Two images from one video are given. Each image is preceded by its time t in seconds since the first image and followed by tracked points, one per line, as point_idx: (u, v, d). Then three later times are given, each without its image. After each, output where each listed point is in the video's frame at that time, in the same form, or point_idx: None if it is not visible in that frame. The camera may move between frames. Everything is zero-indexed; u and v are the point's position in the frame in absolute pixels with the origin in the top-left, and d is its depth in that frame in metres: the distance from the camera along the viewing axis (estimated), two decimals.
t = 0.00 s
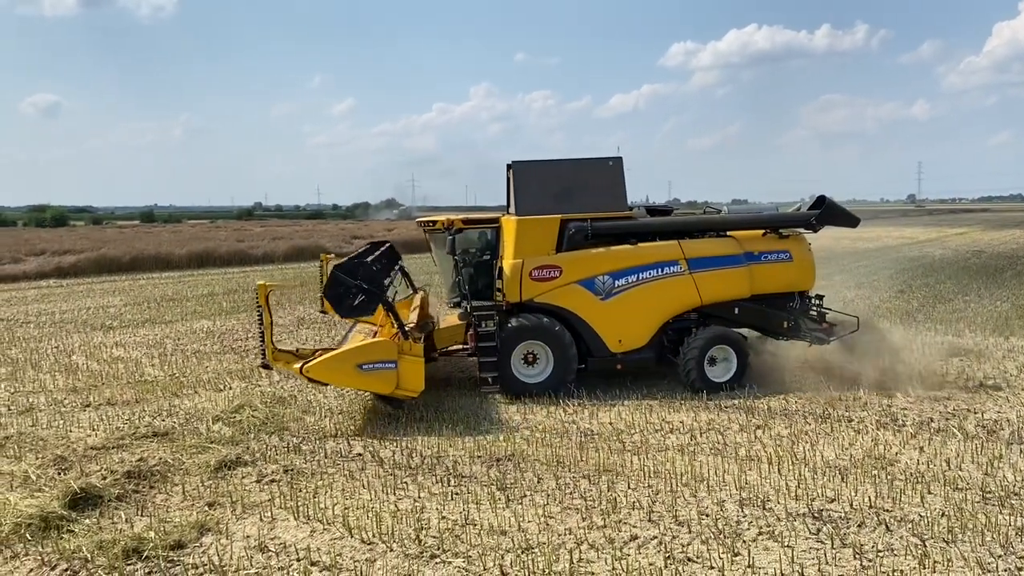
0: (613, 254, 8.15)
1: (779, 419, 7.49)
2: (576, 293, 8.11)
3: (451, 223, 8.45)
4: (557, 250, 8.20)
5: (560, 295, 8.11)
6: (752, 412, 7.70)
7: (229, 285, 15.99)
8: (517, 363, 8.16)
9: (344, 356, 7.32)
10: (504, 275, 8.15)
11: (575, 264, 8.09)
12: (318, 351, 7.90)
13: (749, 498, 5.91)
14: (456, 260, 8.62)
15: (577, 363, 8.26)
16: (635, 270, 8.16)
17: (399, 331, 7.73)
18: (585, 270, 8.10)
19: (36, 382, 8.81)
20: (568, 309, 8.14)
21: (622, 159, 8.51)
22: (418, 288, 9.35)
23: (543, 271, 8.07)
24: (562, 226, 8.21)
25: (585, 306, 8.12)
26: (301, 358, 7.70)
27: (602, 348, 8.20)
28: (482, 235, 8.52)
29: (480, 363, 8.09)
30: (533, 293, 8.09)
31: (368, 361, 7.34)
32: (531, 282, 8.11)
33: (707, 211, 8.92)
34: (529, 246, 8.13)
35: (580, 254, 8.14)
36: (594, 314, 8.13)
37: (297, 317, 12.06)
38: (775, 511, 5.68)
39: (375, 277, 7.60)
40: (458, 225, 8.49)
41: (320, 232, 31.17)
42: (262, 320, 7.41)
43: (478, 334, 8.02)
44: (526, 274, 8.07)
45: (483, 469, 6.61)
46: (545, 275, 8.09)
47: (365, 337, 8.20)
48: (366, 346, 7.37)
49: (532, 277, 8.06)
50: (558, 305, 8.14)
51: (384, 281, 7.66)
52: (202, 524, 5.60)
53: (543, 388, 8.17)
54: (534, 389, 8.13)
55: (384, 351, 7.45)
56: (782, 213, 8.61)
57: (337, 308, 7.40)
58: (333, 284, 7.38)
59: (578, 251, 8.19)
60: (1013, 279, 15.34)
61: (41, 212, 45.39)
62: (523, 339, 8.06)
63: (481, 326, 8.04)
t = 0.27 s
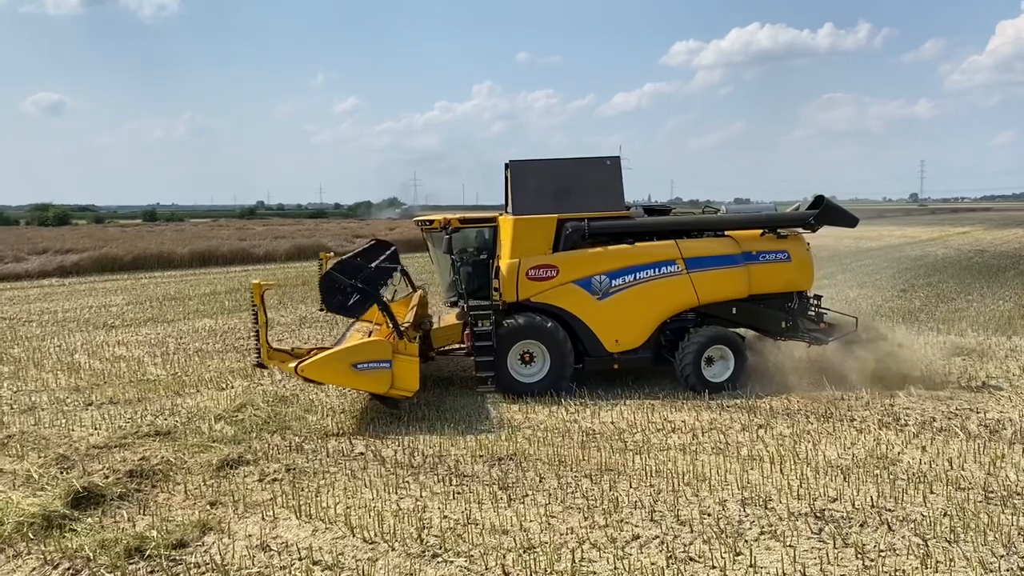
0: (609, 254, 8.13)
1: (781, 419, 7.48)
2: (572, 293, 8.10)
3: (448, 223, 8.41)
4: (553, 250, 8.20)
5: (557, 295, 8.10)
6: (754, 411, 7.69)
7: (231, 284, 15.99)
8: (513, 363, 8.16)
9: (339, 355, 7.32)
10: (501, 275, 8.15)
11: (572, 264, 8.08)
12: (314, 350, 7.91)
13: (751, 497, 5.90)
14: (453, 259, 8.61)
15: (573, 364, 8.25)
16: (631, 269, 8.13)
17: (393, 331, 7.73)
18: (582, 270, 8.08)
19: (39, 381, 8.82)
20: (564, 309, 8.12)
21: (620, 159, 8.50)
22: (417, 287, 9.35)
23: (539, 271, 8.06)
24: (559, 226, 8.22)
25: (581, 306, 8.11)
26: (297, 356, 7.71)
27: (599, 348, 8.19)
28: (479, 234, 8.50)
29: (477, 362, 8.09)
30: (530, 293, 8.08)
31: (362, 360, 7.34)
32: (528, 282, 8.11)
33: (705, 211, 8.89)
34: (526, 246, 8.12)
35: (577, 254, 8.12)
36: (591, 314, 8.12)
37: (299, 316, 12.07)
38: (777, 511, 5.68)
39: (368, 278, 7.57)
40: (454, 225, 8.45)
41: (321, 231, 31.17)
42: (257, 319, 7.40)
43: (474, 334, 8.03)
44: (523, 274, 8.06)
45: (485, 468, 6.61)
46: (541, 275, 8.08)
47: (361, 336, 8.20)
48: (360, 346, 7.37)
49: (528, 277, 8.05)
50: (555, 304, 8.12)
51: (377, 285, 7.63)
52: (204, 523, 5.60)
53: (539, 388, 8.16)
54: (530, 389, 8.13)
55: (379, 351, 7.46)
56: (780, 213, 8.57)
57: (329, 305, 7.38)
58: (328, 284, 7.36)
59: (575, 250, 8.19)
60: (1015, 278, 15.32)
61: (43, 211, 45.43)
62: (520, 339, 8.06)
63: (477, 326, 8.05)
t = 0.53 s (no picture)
0: (608, 254, 8.12)
1: (782, 419, 7.47)
2: (571, 293, 8.09)
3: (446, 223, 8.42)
4: (552, 249, 8.19)
5: (555, 295, 8.09)
6: (755, 411, 7.68)
7: (231, 284, 15.99)
8: (511, 363, 8.15)
9: (337, 354, 7.32)
10: (499, 274, 8.15)
11: (570, 264, 8.08)
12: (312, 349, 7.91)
13: (752, 497, 5.90)
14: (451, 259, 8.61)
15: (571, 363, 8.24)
16: (629, 269, 8.13)
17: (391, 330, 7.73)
18: (580, 270, 8.08)
19: (39, 380, 8.82)
20: (563, 309, 8.12)
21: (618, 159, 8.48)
22: (416, 286, 9.35)
23: (538, 271, 8.05)
24: (557, 226, 8.22)
25: (579, 306, 8.10)
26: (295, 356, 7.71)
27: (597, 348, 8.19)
28: (477, 233, 8.49)
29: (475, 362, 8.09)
30: (528, 293, 8.08)
31: (359, 360, 7.34)
32: (526, 282, 8.10)
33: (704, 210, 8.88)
34: (524, 246, 8.12)
35: (575, 254, 8.11)
36: (589, 314, 8.11)
37: (300, 315, 12.06)
38: (778, 511, 5.67)
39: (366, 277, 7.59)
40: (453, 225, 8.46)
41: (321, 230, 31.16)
42: (255, 318, 7.39)
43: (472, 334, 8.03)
44: (521, 273, 8.06)
45: (486, 468, 6.60)
46: (539, 274, 8.07)
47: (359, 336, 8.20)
48: (357, 345, 7.37)
49: (527, 277, 8.05)
50: (553, 304, 8.12)
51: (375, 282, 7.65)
52: (204, 522, 5.60)
53: (538, 388, 8.16)
54: (528, 389, 8.13)
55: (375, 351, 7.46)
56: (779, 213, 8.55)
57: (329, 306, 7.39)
58: (324, 285, 7.36)
59: (573, 250, 8.18)
60: (1016, 278, 15.31)
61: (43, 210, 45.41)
62: (518, 339, 8.06)
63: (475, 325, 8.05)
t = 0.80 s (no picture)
0: (607, 254, 8.12)
1: (781, 419, 7.48)
2: (570, 293, 8.10)
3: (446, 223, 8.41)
4: (551, 249, 8.19)
5: (554, 295, 8.10)
6: (754, 411, 7.69)
7: (231, 283, 16.00)
8: (511, 363, 8.15)
9: (335, 353, 7.32)
10: (499, 274, 8.15)
11: (569, 264, 8.08)
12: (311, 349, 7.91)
13: (752, 497, 5.90)
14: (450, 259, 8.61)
15: (570, 363, 8.25)
16: (629, 269, 8.13)
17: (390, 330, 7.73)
18: (579, 270, 8.08)
19: (39, 379, 8.82)
20: (562, 309, 8.12)
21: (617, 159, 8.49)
22: (416, 286, 9.35)
23: (537, 271, 8.06)
24: (556, 226, 8.22)
25: (579, 306, 8.11)
26: (294, 356, 7.71)
27: (596, 348, 8.19)
28: (476, 233, 8.50)
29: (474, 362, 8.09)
30: (527, 292, 8.08)
31: (358, 360, 7.34)
32: (525, 282, 8.11)
33: (703, 211, 8.88)
34: (524, 246, 8.12)
35: (574, 254, 8.12)
36: (588, 314, 8.11)
37: (299, 315, 12.07)
38: (777, 511, 5.68)
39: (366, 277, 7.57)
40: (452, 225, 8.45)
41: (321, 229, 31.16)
42: (253, 317, 7.39)
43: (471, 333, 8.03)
44: (521, 273, 8.06)
45: (486, 468, 6.60)
46: (538, 274, 8.08)
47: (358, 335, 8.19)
48: (356, 345, 7.37)
49: (526, 277, 8.05)
50: (553, 304, 8.13)
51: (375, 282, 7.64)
52: (204, 522, 5.60)
53: (537, 387, 8.16)
54: (528, 389, 8.13)
55: (374, 350, 7.45)
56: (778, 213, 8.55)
57: (328, 305, 7.36)
58: (324, 284, 7.34)
59: (572, 250, 8.19)
60: (1016, 278, 15.31)
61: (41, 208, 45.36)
62: (517, 339, 8.06)
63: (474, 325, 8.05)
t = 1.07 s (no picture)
0: (606, 255, 8.13)
1: (779, 420, 7.49)
2: (568, 293, 8.10)
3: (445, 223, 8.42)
4: (550, 250, 8.20)
5: (552, 295, 8.10)
6: (752, 412, 7.70)
7: (229, 283, 16.00)
8: (509, 364, 8.15)
9: (333, 354, 7.32)
10: (497, 274, 8.16)
11: (568, 264, 8.08)
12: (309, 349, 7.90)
13: (750, 498, 5.91)
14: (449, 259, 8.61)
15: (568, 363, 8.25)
16: (627, 270, 8.14)
17: (389, 330, 7.73)
18: (578, 271, 8.08)
19: (36, 379, 8.81)
20: (560, 309, 8.12)
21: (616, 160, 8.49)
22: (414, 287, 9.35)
23: (536, 271, 8.06)
24: (555, 226, 8.23)
25: (577, 307, 8.11)
26: (293, 356, 7.70)
27: (594, 349, 8.19)
28: (475, 233, 8.51)
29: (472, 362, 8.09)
30: (526, 293, 8.08)
31: (357, 360, 7.34)
32: (524, 282, 8.11)
33: (701, 212, 8.89)
34: (522, 246, 8.12)
35: (573, 254, 8.12)
36: (587, 315, 8.11)
37: (297, 315, 12.06)
38: (775, 511, 5.68)
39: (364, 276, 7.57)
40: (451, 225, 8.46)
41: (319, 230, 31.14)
42: (252, 317, 7.39)
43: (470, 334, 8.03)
44: (519, 273, 8.07)
45: (484, 468, 6.60)
46: (537, 275, 8.08)
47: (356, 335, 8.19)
48: (355, 345, 7.36)
49: (524, 277, 8.05)
50: (551, 304, 8.13)
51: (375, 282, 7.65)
52: (202, 523, 5.60)
53: (535, 388, 8.16)
54: (526, 389, 8.14)
55: (373, 351, 7.45)
56: (776, 214, 8.56)
57: (327, 306, 7.36)
58: (324, 283, 7.34)
59: (571, 251, 8.19)
60: (1013, 280, 15.34)
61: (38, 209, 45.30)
62: (516, 339, 8.06)
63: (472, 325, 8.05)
